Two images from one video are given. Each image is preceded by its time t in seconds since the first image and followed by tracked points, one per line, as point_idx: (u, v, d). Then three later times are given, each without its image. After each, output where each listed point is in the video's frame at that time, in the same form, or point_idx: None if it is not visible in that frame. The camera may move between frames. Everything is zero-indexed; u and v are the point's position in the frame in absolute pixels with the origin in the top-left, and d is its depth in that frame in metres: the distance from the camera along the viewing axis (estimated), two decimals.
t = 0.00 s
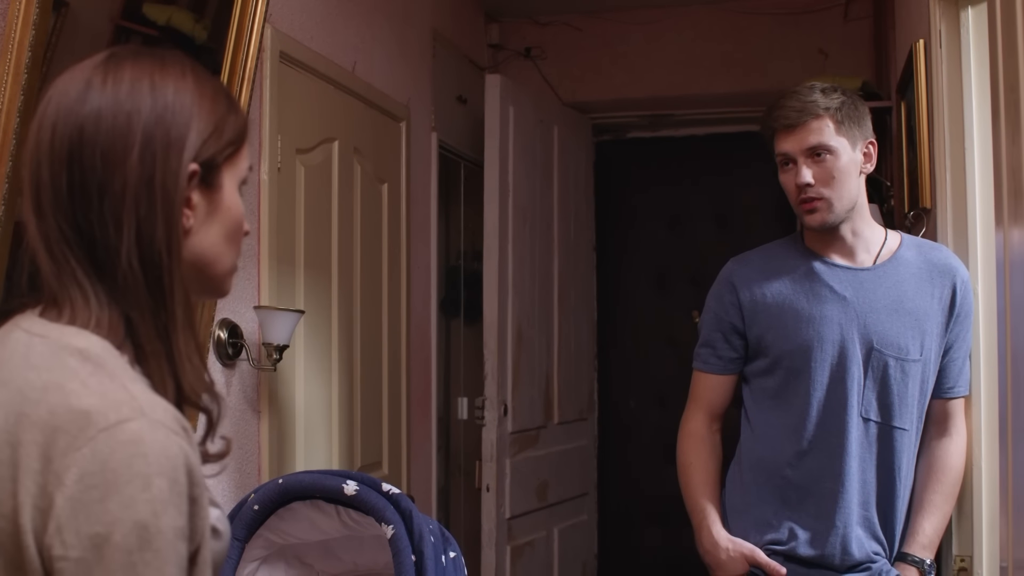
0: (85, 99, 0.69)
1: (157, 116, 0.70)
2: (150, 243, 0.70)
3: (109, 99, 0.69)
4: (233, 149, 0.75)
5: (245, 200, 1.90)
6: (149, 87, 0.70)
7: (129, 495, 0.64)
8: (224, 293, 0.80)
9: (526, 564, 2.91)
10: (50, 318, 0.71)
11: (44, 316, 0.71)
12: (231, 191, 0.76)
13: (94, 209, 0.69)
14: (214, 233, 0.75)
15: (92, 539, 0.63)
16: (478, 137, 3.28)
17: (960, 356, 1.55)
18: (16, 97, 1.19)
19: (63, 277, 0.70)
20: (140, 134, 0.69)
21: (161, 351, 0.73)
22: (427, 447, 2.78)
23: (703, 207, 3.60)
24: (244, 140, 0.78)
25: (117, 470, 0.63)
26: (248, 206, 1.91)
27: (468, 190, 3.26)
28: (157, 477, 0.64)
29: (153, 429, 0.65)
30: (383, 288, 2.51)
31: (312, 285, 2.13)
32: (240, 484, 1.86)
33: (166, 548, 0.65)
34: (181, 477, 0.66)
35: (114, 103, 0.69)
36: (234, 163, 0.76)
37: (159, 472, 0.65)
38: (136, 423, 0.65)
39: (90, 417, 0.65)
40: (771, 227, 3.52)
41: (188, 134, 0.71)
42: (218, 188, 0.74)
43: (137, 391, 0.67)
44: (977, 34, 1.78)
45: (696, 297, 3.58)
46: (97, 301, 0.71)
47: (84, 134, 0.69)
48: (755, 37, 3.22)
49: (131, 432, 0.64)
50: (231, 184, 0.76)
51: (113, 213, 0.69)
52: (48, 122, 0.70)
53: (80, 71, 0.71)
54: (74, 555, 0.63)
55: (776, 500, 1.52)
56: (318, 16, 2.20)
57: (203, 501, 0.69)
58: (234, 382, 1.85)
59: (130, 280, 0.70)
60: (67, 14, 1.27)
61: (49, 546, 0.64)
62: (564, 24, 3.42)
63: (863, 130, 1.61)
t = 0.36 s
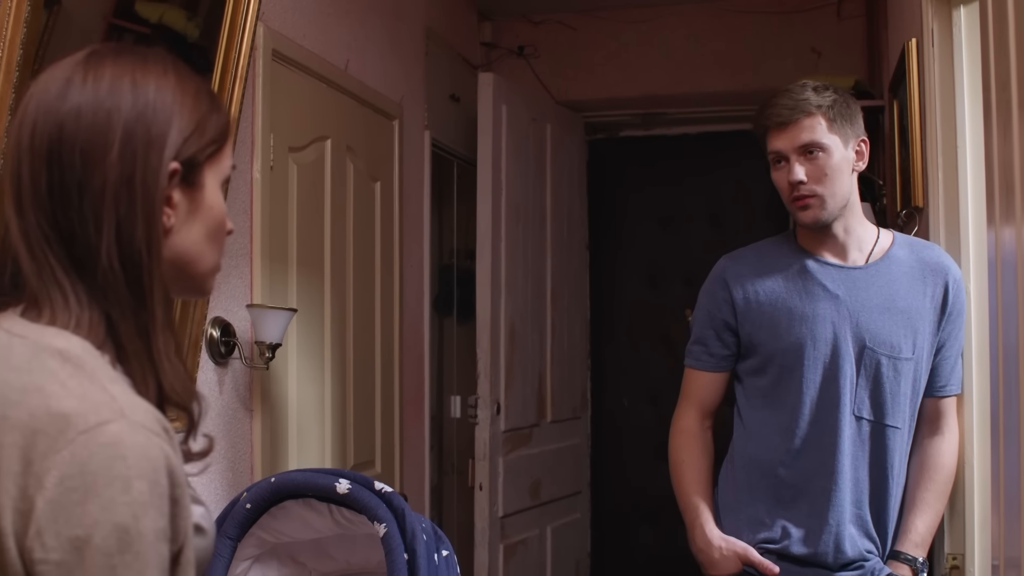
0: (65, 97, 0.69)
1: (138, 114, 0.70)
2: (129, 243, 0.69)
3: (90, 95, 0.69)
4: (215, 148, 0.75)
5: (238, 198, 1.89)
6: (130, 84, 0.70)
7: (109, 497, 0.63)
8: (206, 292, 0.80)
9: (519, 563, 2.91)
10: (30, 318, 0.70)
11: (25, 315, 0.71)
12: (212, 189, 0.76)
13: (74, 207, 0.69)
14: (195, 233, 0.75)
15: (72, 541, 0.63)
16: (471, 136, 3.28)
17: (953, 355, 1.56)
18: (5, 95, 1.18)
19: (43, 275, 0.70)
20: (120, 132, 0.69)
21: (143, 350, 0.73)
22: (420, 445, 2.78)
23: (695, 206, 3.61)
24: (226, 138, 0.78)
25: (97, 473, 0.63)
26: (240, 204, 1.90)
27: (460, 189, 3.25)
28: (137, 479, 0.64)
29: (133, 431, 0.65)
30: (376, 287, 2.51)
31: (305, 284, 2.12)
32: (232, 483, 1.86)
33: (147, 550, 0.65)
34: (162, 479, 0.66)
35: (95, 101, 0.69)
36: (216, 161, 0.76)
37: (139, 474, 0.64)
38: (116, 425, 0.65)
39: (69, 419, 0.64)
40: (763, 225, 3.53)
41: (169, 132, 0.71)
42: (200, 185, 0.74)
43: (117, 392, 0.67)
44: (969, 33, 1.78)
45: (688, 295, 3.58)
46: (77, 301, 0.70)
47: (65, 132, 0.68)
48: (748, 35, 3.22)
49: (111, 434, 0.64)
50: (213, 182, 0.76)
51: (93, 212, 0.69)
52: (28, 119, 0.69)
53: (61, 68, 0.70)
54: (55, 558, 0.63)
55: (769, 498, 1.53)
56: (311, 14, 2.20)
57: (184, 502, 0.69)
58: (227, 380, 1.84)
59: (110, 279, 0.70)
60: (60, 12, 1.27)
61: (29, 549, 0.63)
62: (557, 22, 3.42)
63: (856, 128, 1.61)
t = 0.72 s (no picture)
0: (54, 98, 0.69)
1: (126, 114, 0.69)
2: (118, 243, 0.69)
3: (80, 96, 0.69)
4: (204, 149, 0.75)
5: (235, 197, 1.89)
6: (119, 85, 0.70)
7: (103, 498, 0.63)
8: (196, 291, 0.80)
9: (516, 561, 2.91)
10: (20, 320, 0.70)
11: (15, 316, 0.70)
12: (202, 190, 0.76)
13: (64, 208, 0.69)
14: (185, 233, 0.75)
15: (67, 541, 0.63)
16: (466, 135, 3.27)
17: (949, 354, 1.56)
18: None
19: (33, 276, 0.70)
20: (109, 133, 0.69)
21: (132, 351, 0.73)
22: (417, 444, 2.78)
23: (691, 204, 3.61)
24: (215, 140, 0.78)
25: (90, 472, 0.63)
26: (237, 202, 1.90)
27: (457, 188, 3.25)
28: (130, 479, 0.64)
29: (125, 432, 0.65)
30: (372, 286, 2.51)
31: (301, 283, 2.12)
32: (229, 482, 1.86)
33: (141, 549, 0.65)
34: (155, 478, 0.66)
35: (84, 102, 0.69)
36: (206, 162, 0.76)
37: (132, 474, 0.64)
38: (108, 426, 0.64)
39: (62, 421, 0.64)
40: (760, 224, 3.53)
41: (158, 132, 0.71)
42: (189, 187, 0.74)
43: (109, 393, 0.66)
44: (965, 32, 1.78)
45: (684, 294, 3.59)
46: (67, 302, 0.70)
47: (55, 133, 0.68)
48: (744, 34, 3.22)
49: (102, 435, 0.64)
50: (202, 183, 0.75)
51: (82, 213, 0.69)
52: (18, 121, 0.69)
53: (51, 69, 0.70)
54: (49, 559, 0.63)
55: (766, 498, 1.53)
56: (307, 13, 2.20)
57: (177, 500, 0.69)
58: (223, 379, 1.84)
59: (99, 279, 0.70)
60: (56, 11, 1.27)
61: (24, 550, 0.63)
62: (553, 21, 3.42)
63: (853, 126, 1.61)
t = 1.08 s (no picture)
0: (58, 100, 0.68)
1: (130, 116, 0.69)
2: (122, 244, 0.69)
3: (84, 97, 0.69)
4: (206, 151, 0.75)
5: (233, 197, 1.89)
6: (123, 86, 0.70)
7: (117, 496, 0.63)
8: (196, 292, 0.80)
9: (514, 561, 2.91)
10: (25, 321, 0.70)
11: (19, 318, 0.70)
12: (203, 191, 0.76)
13: (70, 209, 0.68)
14: (186, 233, 0.75)
15: (82, 540, 0.63)
16: (465, 134, 3.27)
17: (947, 353, 1.56)
18: None
19: (38, 277, 0.69)
20: (114, 134, 0.69)
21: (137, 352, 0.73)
22: (415, 444, 2.78)
23: (690, 204, 3.61)
24: (217, 141, 0.78)
25: (101, 472, 0.63)
26: (235, 202, 1.89)
27: (455, 188, 3.25)
28: (144, 478, 0.64)
29: (137, 431, 0.65)
30: (370, 286, 2.51)
31: (299, 282, 2.12)
32: (227, 483, 1.86)
33: (156, 547, 0.65)
34: (167, 476, 0.66)
35: (87, 103, 0.69)
36: (207, 164, 0.76)
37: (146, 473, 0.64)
38: (120, 425, 0.64)
39: (74, 421, 0.64)
40: (758, 223, 3.53)
41: (162, 133, 0.71)
42: (191, 188, 0.74)
43: (119, 392, 0.66)
44: (963, 32, 1.78)
45: (682, 294, 3.59)
46: (73, 302, 0.70)
47: (60, 134, 0.68)
48: (742, 34, 3.22)
49: (115, 435, 0.64)
50: (204, 185, 0.75)
51: (87, 214, 0.69)
52: (20, 122, 0.69)
53: (54, 70, 0.70)
54: (64, 557, 0.63)
55: (764, 497, 1.53)
56: (305, 12, 2.20)
57: (189, 498, 0.69)
58: (221, 379, 1.84)
59: (104, 279, 0.70)
60: (53, 10, 1.27)
61: (40, 549, 0.63)
62: (552, 21, 3.41)
63: (852, 126, 1.61)
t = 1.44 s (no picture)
0: (70, 101, 0.68)
1: (142, 117, 0.69)
2: (133, 244, 0.69)
3: (96, 97, 0.69)
4: (217, 152, 0.75)
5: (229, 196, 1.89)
6: (135, 87, 0.70)
7: (130, 497, 0.63)
8: (206, 293, 0.80)
9: (511, 560, 2.91)
10: (37, 321, 0.70)
11: (31, 318, 0.70)
12: (214, 193, 0.75)
13: (81, 209, 0.69)
14: (197, 233, 0.75)
15: (95, 541, 0.63)
16: (461, 133, 3.27)
17: (943, 353, 1.57)
18: None
19: (49, 276, 0.69)
20: (126, 134, 0.69)
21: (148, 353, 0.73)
22: (411, 443, 2.78)
23: (686, 203, 3.61)
24: (228, 141, 0.77)
25: (112, 473, 0.63)
26: (232, 201, 1.89)
27: (451, 187, 3.25)
28: (157, 478, 0.64)
29: (150, 432, 0.65)
30: (367, 285, 2.51)
31: (295, 282, 2.12)
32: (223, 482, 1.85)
33: (169, 547, 0.65)
34: (180, 477, 0.66)
35: (99, 104, 0.68)
36: (218, 165, 0.75)
37: (159, 473, 0.64)
38: (133, 426, 0.64)
39: (87, 422, 0.64)
40: (754, 222, 3.54)
41: (173, 133, 0.71)
42: (202, 189, 0.74)
43: (131, 393, 0.66)
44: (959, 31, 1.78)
45: (679, 293, 3.59)
46: (84, 302, 0.70)
47: (72, 134, 0.68)
48: (739, 33, 3.22)
49: (128, 436, 0.64)
50: (215, 186, 0.75)
51: (98, 214, 0.69)
52: (32, 122, 0.69)
53: (66, 71, 0.70)
54: (77, 558, 0.63)
55: (760, 497, 1.53)
56: (302, 11, 2.19)
57: (201, 498, 0.69)
58: (217, 378, 1.84)
59: (116, 280, 0.70)
60: (50, 8, 1.27)
61: (53, 549, 0.63)
62: (549, 20, 3.41)
63: (849, 126, 1.62)
